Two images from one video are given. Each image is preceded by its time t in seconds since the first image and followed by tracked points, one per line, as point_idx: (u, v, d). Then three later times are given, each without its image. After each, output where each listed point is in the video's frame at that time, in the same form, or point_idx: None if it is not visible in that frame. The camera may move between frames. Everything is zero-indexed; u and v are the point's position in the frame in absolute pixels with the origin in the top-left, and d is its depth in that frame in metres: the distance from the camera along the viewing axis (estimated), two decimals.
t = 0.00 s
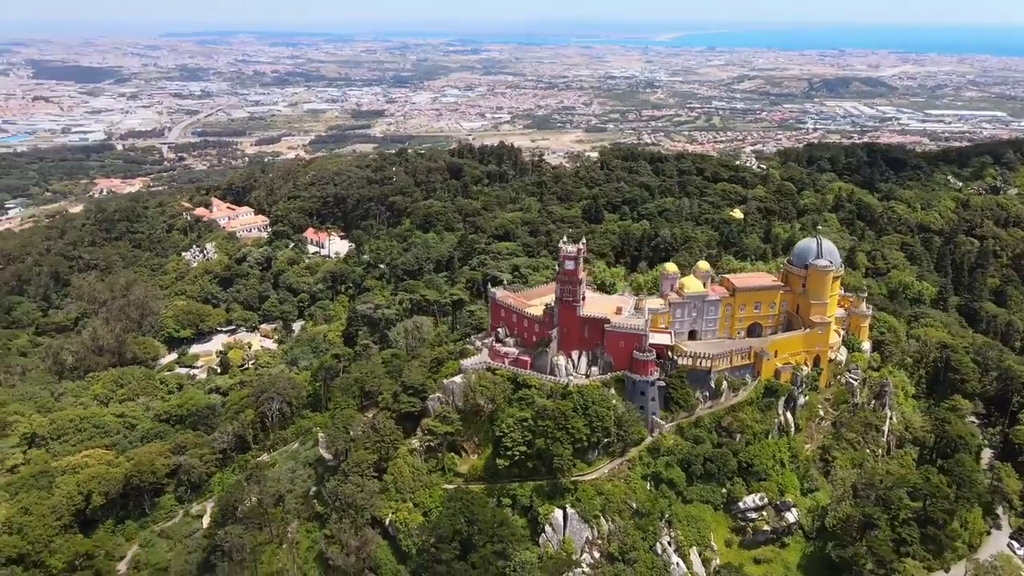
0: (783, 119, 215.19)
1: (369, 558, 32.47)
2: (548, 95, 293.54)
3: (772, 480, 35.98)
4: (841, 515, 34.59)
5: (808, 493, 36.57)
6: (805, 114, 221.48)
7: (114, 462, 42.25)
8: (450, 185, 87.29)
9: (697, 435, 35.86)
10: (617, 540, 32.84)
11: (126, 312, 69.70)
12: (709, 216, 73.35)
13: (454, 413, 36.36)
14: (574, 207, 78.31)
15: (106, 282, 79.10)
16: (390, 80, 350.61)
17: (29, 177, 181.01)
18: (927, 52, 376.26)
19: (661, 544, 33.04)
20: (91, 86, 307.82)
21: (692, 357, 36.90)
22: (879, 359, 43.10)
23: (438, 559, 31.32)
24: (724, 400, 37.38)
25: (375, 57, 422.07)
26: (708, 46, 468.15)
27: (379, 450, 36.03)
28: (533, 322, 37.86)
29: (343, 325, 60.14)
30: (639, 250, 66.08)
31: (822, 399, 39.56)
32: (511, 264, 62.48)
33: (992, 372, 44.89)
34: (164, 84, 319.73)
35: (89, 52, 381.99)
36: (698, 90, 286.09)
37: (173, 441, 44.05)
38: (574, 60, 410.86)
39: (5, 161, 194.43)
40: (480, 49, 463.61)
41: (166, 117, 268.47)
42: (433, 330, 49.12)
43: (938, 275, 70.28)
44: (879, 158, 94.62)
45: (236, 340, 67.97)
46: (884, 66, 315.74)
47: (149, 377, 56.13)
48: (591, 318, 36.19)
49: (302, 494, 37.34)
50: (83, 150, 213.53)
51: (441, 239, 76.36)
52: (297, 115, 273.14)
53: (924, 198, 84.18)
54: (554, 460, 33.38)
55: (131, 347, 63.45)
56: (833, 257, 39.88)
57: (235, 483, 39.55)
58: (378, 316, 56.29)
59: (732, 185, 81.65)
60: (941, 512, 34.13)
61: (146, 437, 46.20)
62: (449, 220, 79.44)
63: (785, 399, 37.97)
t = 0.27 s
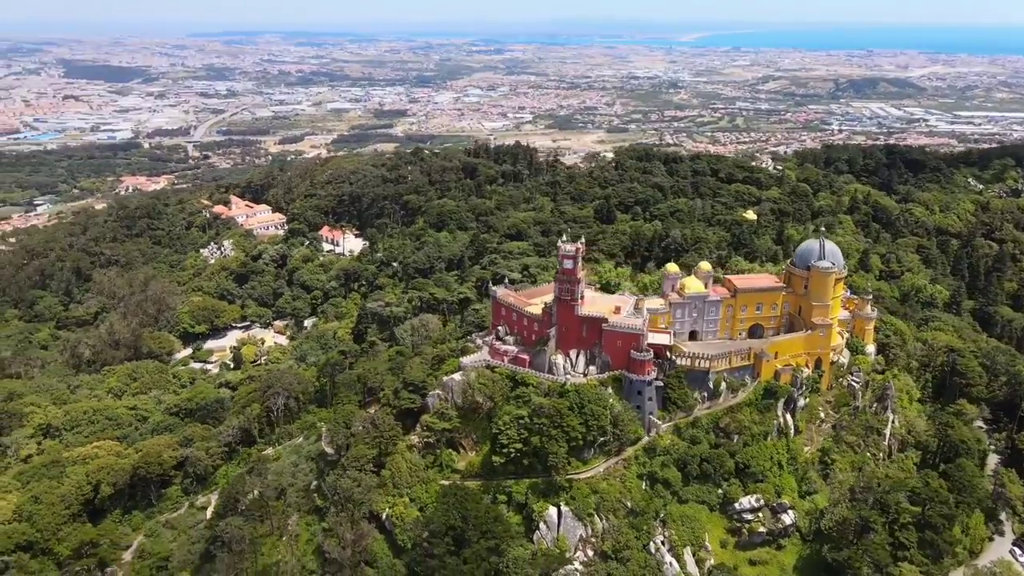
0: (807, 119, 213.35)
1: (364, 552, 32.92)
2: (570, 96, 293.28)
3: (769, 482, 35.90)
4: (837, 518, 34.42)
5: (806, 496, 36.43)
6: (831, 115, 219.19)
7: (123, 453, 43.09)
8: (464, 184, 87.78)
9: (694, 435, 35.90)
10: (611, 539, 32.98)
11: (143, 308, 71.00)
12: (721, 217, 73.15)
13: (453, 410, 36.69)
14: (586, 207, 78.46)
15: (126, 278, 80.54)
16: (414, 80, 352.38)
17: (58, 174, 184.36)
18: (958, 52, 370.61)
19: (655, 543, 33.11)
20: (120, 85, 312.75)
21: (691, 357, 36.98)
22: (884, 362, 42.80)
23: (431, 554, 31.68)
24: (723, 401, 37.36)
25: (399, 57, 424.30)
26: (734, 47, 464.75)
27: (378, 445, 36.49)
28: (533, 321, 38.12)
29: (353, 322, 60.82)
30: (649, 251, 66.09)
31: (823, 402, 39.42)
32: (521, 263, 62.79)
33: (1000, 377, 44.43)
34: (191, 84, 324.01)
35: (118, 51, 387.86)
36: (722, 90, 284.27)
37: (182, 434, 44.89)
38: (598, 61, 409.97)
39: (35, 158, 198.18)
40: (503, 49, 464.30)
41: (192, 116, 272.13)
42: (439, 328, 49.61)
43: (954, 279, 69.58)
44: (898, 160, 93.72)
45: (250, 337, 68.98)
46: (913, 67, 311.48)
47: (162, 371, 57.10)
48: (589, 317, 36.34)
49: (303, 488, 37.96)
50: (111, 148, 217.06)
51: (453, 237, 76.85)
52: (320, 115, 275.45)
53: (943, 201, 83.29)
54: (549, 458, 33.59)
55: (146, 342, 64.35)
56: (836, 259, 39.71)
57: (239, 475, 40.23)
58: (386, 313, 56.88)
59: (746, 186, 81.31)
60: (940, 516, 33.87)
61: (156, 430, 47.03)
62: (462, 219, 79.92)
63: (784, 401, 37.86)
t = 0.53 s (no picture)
0: (840, 121, 210.57)
1: (360, 544, 33.50)
2: (600, 96, 292.58)
3: (766, 484, 35.79)
4: (834, 522, 34.18)
5: (804, 499, 36.23)
6: (865, 116, 215.92)
7: (135, 442, 44.25)
8: (483, 184, 88.32)
9: (690, 436, 35.92)
10: (603, 537, 33.15)
11: (164, 303, 72.66)
12: (738, 219, 72.82)
13: (451, 406, 37.13)
14: (603, 207, 78.58)
15: (151, 272, 82.27)
16: (444, 79, 354.12)
17: (94, 170, 188.60)
18: (999, 53, 362.77)
19: (647, 543, 33.19)
20: (157, 84, 318.81)
21: (689, 358, 37.09)
22: (890, 366, 42.40)
23: (424, 547, 32.12)
24: (722, 402, 37.33)
25: (429, 57, 426.83)
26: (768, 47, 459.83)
27: (378, 440, 37.09)
28: (533, 319, 38.46)
29: (367, 319, 61.62)
30: (663, 251, 66.04)
31: (825, 405, 39.15)
32: (534, 263, 63.16)
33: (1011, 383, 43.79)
34: (225, 83, 329.21)
35: (156, 51, 395.23)
36: (753, 91, 281.52)
37: (193, 425, 45.91)
38: (629, 61, 408.30)
39: (72, 155, 203.00)
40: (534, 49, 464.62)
41: (225, 114, 276.44)
42: (447, 326, 50.16)
43: (976, 284, 68.59)
44: (924, 162, 92.43)
45: (268, 332, 70.18)
46: (952, 68, 305.56)
47: (179, 364, 58.29)
48: (587, 316, 36.54)
49: (305, 480, 38.66)
50: (146, 146, 221.41)
51: (470, 236, 77.44)
52: (351, 114, 278.17)
53: (968, 204, 82.02)
54: (543, 455, 33.87)
55: (166, 335, 65.60)
56: (840, 262, 39.42)
57: (245, 466, 41.08)
58: (398, 310, 57.60)
59: (766, 188, 80.74)
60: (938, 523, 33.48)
61: (170, 420, 48.16)
62: (479, 218, 80.45)
63: (784, 403, 37.70)
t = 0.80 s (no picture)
0: (868, 122, 208.02)
1: (355, 536, 34.05)
2: (625, 96, 291.66)
3: (761, 486, 35.67)
4: (829, 524, 33.96)
5: (801, 502, 36.07)
6: (895, 118, 212.87)
7: (146, 433, 45.23)
8: (498, 183, 88.77)
9: (686, 436, 35.96)
10: (596, 535, 33.34)
11: (182, 299, 74.08)
12: (751, 220, 72.51)
13: (450, 403, 37.50)
14: (616, 207, 78.66)
15: (171, 268, 83.78)
16: (469, 79, 355.45)
17: (124, 168, 192.18)
18: None
19: (639, 542, 33.32)
20: (187, 84, 323.85)
21: (687, 358, 37.20)
22: (894, 370, 42.04)
23: (416, 540, 32.53)
24: (719, 403, 37.27)
25: (455, 57, 428.79)
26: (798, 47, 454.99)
27: (377, 435, 37.66)
28: (532, 318, 38.81)
29: (378, 316, 62.32)
30: (674, 252, 65.99)
31: (825, 407, 38.95)
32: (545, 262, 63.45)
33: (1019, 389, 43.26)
34: (253, 82, 333.37)
35: (187, 51, 401.13)
36: (781, 92, 278.88)
37: (202, 418, 46.83)
38: (655, 62, 406.39)
39: (103, 153, 207.03)
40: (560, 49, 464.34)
41: (252, 113, 280.09)
42: (454, 323, 50.61)
43: (994, 288, 67.80)
44: (947, 164, 91.28)
45: (282, 328, 71.25)
46: (986, 69, 300.25)
47: (194, 359, 59.36)
48: (585, 315, 36.74)
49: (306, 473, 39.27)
50: (175, 144, 225.16)
51: (483, 235, 77.91)
52: (376, 113, 280.29)
53: (990, 208, 80.94)
54: (538, 453, 34.11)
55: (183, 330, 66.81)
56: (842, 264, 39.16)
57: (249, 458, 41.84)
58: (408, 307, 58.23)
59: (781, 191, 80.31)
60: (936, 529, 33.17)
61: (181, 413, 49.19)
62: (493, 217, 80.90)
63: (783, 405, 37.56)
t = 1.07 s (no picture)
0: (893, 124, 205.59)
1: (351, 530, 34.47)
2: (647, 97, 290.73)
3: (757, 487, 35.59)
4: (823, 527, 33.81)
5: (798, 504, 35.96)
6: (921, 119, 210.14)
7: (154, 426, 46.05)
8: (511, 183, 89.09)
9: (682, 436, 35.99)
10: (589, 533, 33.52)
11: (197, 296, 75.21)
12: (763, 222, 72.23)
13: (448, 400, 37.84)
14: (627, 208, 78.71)
15: (188, 265, 84.95)
16: (490, 79, 356.21)
17: (148, 166, 194.94)
18: None
19: (632, 540, 33.46)
20: (211, 83, 327.63)
21: (685, 359, 37.24)
22: (897, 373, 41.73)
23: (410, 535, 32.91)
24: (716, 403, 37.28)
25: (477, 57, 429.98)
26: (823, 48, 450.56)
27: (376, 430, 38.11)
28: (530, 317, 39.03)
29: (386, 314, 62.93)
30: (684, 253, 65.90)
31: (825, 410, 38.78)
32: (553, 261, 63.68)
33: None
34: (277, 82, 336.49)
35: (212, 50, 405.68)
36: (805, 92, 276.37)
37: (209, 412, 47.59)
38: (678, 62, 404.57)
39: (128, 151, 210.05)
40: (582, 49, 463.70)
41: (275, 113, 282.80)
42: (458, 321, 51.02)
43: (1009, 293, 67.04)
44: (965, 167, 90.29)
45: (294, 325, 72.08)
46: (1017, 70, 295.28)
47: (205, 354, 60.23)
48: (582, 314, 36.91)
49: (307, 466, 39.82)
50: (198, 143, 228.05)
51: (495, 235, 78.25)
52: (397, 113, 281.85)
53: (1008, 211, 79.93)
54: (532, 450, 34.38)
55: (197, 326, 67.79)
56: (843, 265, 38.96)
57: (253, 452, 42.51)
58: (415, 305, 58.74)
59: (794, 192, 79.87)
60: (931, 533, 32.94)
61: (189, 407, 49.99)
62: (505, 217, 81.22)
63: (780, 407, 37.48)
